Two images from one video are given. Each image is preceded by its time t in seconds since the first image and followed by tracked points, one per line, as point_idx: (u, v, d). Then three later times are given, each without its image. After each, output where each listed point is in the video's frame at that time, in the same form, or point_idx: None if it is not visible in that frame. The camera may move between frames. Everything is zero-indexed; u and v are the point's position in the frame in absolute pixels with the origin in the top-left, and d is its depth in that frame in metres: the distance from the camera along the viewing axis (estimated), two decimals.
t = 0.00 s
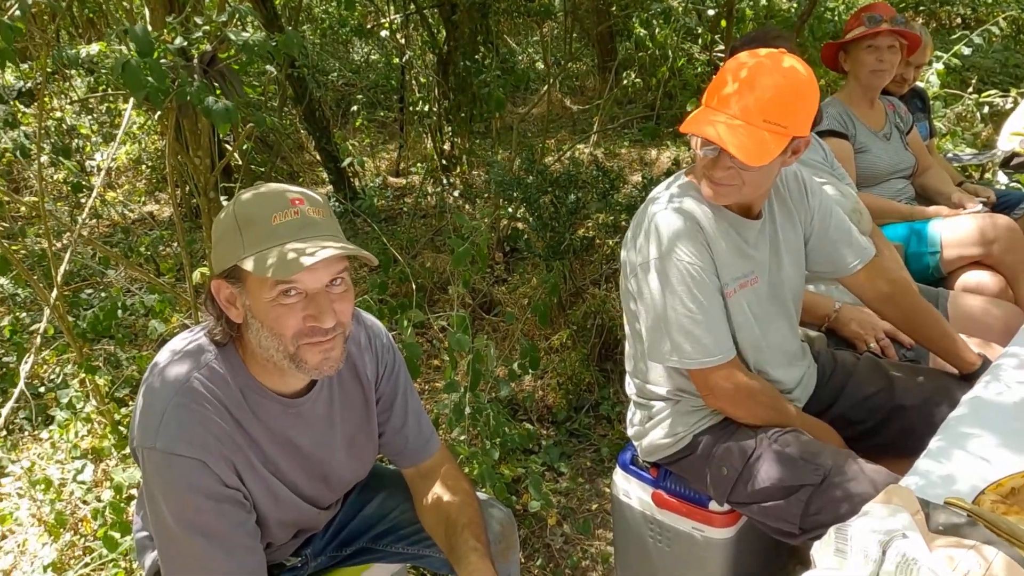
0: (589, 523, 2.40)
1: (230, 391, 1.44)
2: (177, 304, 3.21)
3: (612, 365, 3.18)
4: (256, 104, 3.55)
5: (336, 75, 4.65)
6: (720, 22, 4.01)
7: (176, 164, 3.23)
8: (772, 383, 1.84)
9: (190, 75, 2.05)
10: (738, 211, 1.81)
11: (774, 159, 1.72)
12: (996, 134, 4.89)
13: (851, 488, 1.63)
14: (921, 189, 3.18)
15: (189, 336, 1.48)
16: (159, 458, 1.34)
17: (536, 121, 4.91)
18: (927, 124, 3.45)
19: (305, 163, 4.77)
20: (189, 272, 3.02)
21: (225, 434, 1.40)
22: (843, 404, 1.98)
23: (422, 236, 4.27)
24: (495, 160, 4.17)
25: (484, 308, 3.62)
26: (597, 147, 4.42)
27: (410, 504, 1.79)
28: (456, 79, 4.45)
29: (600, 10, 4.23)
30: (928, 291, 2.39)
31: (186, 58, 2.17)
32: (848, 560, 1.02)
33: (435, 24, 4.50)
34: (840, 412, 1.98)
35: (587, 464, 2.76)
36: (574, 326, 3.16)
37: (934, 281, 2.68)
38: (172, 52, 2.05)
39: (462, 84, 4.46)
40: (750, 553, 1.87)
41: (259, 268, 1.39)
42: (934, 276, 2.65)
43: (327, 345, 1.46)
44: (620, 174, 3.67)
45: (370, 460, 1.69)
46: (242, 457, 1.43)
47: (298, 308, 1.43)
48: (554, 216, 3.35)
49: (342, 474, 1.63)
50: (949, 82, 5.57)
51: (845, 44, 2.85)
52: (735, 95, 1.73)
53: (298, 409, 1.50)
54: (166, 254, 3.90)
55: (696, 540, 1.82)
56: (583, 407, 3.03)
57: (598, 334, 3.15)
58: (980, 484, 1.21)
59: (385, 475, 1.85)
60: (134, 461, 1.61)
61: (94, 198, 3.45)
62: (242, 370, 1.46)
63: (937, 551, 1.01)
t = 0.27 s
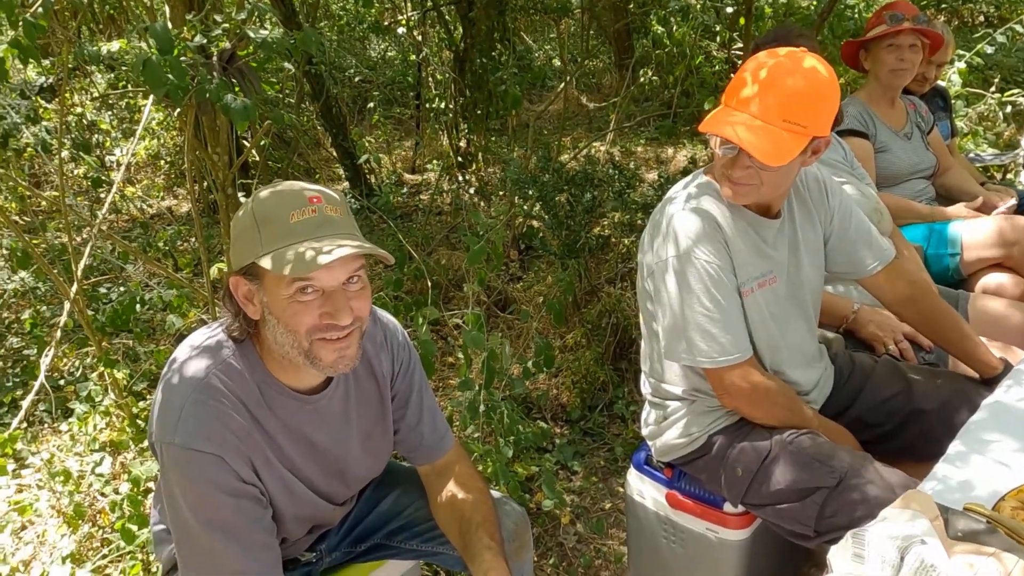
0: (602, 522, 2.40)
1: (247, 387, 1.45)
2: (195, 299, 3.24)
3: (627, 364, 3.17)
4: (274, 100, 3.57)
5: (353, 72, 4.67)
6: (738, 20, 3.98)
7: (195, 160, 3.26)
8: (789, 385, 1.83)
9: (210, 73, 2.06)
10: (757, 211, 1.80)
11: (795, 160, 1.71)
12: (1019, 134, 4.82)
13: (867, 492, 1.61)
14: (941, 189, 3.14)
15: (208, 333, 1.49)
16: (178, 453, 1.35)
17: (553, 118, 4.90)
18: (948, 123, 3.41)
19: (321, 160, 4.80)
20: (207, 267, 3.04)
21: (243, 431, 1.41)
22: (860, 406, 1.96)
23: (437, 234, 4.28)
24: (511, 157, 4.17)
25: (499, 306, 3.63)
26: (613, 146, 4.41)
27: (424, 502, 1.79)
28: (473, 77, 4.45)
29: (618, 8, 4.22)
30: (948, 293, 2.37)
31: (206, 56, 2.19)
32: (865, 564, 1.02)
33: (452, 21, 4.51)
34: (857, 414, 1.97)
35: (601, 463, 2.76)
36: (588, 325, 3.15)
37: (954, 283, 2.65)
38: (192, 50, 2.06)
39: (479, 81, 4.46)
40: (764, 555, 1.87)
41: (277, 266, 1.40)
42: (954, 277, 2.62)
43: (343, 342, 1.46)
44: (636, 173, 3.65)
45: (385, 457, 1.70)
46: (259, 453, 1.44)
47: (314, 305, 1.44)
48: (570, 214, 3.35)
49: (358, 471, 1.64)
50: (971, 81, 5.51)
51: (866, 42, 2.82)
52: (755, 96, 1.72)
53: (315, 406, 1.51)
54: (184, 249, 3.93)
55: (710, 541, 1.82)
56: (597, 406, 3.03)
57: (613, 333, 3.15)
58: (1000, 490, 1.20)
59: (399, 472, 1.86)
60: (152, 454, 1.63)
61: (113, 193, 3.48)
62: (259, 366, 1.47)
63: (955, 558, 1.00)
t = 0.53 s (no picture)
0: (617, 521, 2.39)
1: (264, 382, 1.45)
2: (212, 294, 3.26)
3: (642, 363, 3.16)
4: (291, 96, 3.58)
5: (370, 69, 4.69)
6: (757, 18, 3.94)
7: (212, 155, 3.28)
8: (808, 386, 1.81)
9: (229, 68, 2.06)
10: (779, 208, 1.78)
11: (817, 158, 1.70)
12: None
13: (886, 496, 1.60)
14: (963, 190, 3.10)
15: (225, 327, 1.49)
16: (195, 447, 1.35)
17: (568, 116, 4.89)
18: (971, 123, 3.37)
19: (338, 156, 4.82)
20: (224, 262, 3.06)
21: (259, 425, 1.42)
22: (880, 409, 1.94)
23: (453, 231, 4.29)
24: (526, 155, 4.16)
25: (514, 303, 3.63)
26: (629, 144, 4.39)
27: (439, 499, 1.80)
28: (489, 73, 4.45)
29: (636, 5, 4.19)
30: (969, 295, 2.34)
31: (225, 52, 2.20)
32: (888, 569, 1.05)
33: (469, 18, 4.50)
34: (876, 417, 1.95)
35: (616, 463, 2.74)
36: (603, 323, 3.15)
37: (976, 284, 2.61)
38: (212, 45, 2.06)
39: (495, 78, 4.45)
40: (780, 557, 1.85)
41: (294, 259, 1.40)
42: (976, 278, 2.59)
43: (359, 336, 1.46)
44: (653, 171, 3.64)
45: (401, 453, 1.70)
46: (275, 448, 1.45)
47: (330, 299, 1.44)
48: (586, 212, 3.33)
49: (373, 467, 1.64)
50: (994, 79, 5.43)
51: (888, 40, 2.79)
52: (778, 95, 1.70)
53: (331, 402, 1.51)
54: (201, 244, 3.96)
55: (725, 542, 1.81)
56: (612, 405, 3.02)
57: (628, 331, 3.14)
58: None
59: (413, 469, 1.86)
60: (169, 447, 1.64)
61: (132, 188, 3.51)
62: (276, 362, 1.47)
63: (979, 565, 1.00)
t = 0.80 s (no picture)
0: (627, 520, 2.38)
1: (278, 376, 1.44)
2: (225, 289, 3.28)
3: (654, 362, 3.15)
4: (304, 93, 3.58)
5: (383, 66, 4.71)
6: (773, 16, 3.91)
7: (226, 151, 3.29)
8: (818, 386, 1.79)
9: (244, 64, 2.06)
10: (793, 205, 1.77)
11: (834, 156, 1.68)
12: None
13: (893, 500, 1.57)
14: (981, 190, 3.06)
15: (239, 322, 1.48)
16: (209, 441, 1.35)
17: (582, 115, 4.87)
18: (990, 122, 3.34)
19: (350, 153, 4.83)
20: (237, 258, 3.07)
21: (273, 419, 1.41)
22: (895, 412, 1.92)
23: (465, 228, 4.29)
24: (539, 152, 4.16)
25: (526, 301, 3.63)
26: (643, 142, 4.38)
27: (450, 496, 1.79)
28: (503, 71, 4.44)
29: (651, 3, 4.17)
30: (988, 296, 2.31)
31: (240, 48, 2.20)
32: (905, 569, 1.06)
33: (483, 15, 4.49)
34: (891, 421, 1.92)
35: (627, 462, 2.73)
36: (616, 322, 3.14)
37: (993, 286, 2.58)
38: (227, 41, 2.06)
39: (508, 76, 4.45)
40: (792, 560, 1.84)
41: (307, 252, 1.40)
42: (994, 280, 2.56)
43: (372, 331, 1.46)
44: (667, 169, 3.61)
45: (412, 449, 1.69)
46: (288, 442, 1.44)
47: (343, 293, 1.44)
48: (599, 210, 3.31)
49: (384, 462, 1.64)
50: (1014, 79, 5.36)
51: (906, 38, 2.76)
52: (797, 92, 1.69)
53: (343, 397, 1.51)
54: (215, 240, 3.98)
55: (738, 543, 1.80)
56: (624, 404, 3.00)
57: (640, 331, 3.12)
58: None
59: (424, 465, 1.86)
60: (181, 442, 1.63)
61: (148, 184, 3.53)
62: (289, 356, 1.47)
63: (998, 569, 1.00)
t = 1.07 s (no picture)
0: (635, 521, 2.38)
1: (287, 374, 1.44)
2: (236, 286, 3.30)
3: (663, 363, 3.15)
4: (316, 91, 3.60)
5: (395, 64, 4.75)
6: (786, 15, 3.90)
7: (238, 148, 3.30)
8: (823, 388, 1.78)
9: (256, 63, 2.07)
10: (805, 205, 1.77)
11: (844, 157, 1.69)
12: None
13: (888, 506, 1.55)
14: (995, 192, 3.03)
15: (248, 319, 1.49)
16: (219, 438, 1.35)
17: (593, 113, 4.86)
18: (1005, 124, 3.31)
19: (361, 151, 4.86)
20: (248, 255, 3.08)
21: (282, 416, 1.41)
22: (901, 418, 1.89)
23: (475, 227, 4.30)
24: (550, 152, 4.16)
25: (535, 300, 3.64)
26: (654, 141, 4.38)
27: (457, 495, 1.80)
28: (514, 69, 4.45)
29: (663, 2, 4.17)
30: (1001, 300, 2.28)
31: (252, 46, 2.21)
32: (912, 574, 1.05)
33: (495, 14, 4.50)
34: (896, 426, 1.90)
35: (635, 462, 2.73)
36: (625, 322, 3.14)
37: (1007, 289, 2.56)
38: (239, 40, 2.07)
39: (519, 74, 4.46)
40: (800, 563, 1.83)
41: (316, 247, 1.40)
42: (1007, 283, 2.53)
43: (380, 327, 1.46)
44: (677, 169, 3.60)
45: (419, 447, 1.70)
46: (296, 440, 1.44)
47: (350, 287, 1.44)
48: (609, 210, 3.31)
49: (391, 460, 1.64)
50: None
51: (920, 38, 2.74)
52: (810, 95, 1.68)
53: (352, 394, 1.51)
54: (227, 237, 4.01)
55: (745, 545, 1.79)
56: (632, 404, 3.00)
57: (650, 331, 3.12)
58: None
59: (432, 464, 1.86)
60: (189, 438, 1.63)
61: (160, 181, 3.55)
62: (298, 352, 1.47)
63: None
